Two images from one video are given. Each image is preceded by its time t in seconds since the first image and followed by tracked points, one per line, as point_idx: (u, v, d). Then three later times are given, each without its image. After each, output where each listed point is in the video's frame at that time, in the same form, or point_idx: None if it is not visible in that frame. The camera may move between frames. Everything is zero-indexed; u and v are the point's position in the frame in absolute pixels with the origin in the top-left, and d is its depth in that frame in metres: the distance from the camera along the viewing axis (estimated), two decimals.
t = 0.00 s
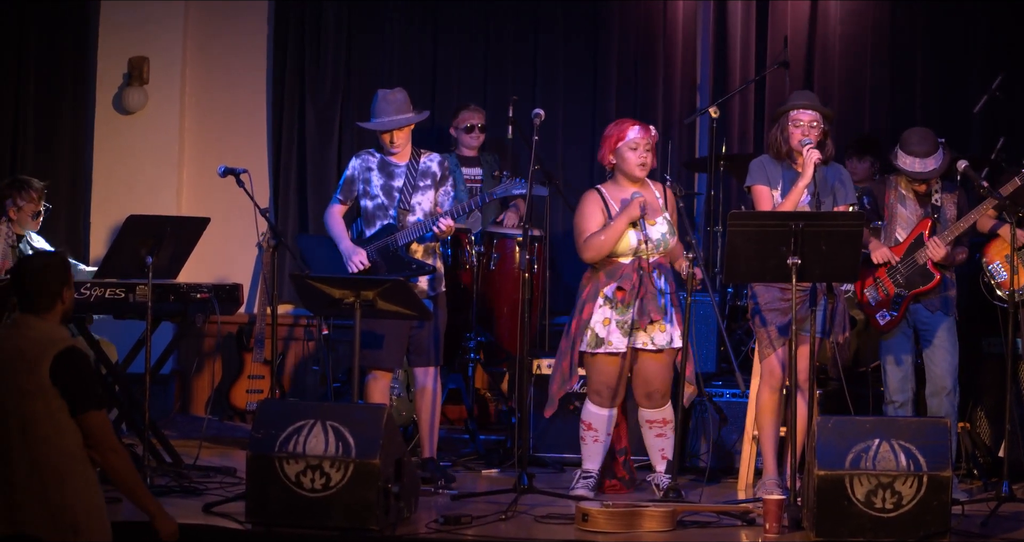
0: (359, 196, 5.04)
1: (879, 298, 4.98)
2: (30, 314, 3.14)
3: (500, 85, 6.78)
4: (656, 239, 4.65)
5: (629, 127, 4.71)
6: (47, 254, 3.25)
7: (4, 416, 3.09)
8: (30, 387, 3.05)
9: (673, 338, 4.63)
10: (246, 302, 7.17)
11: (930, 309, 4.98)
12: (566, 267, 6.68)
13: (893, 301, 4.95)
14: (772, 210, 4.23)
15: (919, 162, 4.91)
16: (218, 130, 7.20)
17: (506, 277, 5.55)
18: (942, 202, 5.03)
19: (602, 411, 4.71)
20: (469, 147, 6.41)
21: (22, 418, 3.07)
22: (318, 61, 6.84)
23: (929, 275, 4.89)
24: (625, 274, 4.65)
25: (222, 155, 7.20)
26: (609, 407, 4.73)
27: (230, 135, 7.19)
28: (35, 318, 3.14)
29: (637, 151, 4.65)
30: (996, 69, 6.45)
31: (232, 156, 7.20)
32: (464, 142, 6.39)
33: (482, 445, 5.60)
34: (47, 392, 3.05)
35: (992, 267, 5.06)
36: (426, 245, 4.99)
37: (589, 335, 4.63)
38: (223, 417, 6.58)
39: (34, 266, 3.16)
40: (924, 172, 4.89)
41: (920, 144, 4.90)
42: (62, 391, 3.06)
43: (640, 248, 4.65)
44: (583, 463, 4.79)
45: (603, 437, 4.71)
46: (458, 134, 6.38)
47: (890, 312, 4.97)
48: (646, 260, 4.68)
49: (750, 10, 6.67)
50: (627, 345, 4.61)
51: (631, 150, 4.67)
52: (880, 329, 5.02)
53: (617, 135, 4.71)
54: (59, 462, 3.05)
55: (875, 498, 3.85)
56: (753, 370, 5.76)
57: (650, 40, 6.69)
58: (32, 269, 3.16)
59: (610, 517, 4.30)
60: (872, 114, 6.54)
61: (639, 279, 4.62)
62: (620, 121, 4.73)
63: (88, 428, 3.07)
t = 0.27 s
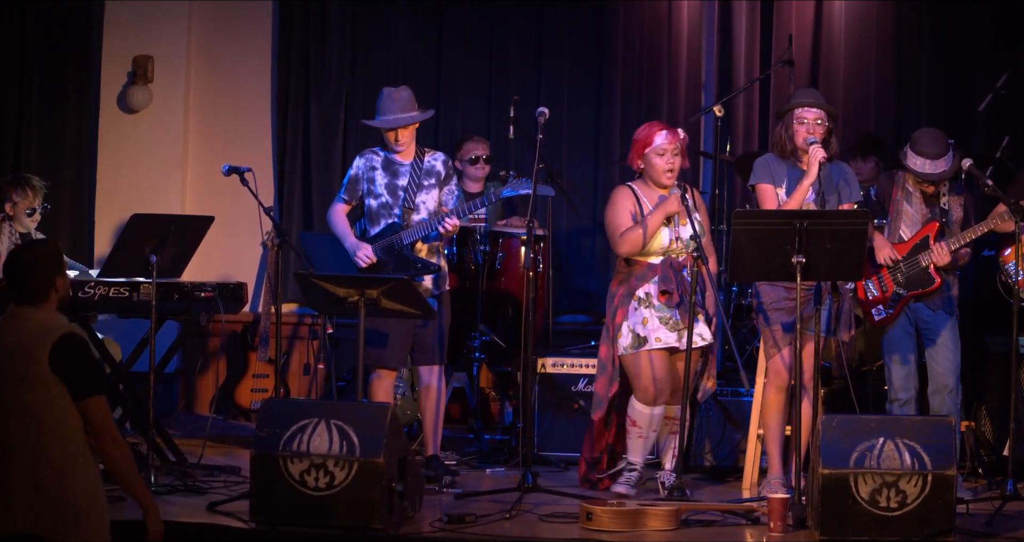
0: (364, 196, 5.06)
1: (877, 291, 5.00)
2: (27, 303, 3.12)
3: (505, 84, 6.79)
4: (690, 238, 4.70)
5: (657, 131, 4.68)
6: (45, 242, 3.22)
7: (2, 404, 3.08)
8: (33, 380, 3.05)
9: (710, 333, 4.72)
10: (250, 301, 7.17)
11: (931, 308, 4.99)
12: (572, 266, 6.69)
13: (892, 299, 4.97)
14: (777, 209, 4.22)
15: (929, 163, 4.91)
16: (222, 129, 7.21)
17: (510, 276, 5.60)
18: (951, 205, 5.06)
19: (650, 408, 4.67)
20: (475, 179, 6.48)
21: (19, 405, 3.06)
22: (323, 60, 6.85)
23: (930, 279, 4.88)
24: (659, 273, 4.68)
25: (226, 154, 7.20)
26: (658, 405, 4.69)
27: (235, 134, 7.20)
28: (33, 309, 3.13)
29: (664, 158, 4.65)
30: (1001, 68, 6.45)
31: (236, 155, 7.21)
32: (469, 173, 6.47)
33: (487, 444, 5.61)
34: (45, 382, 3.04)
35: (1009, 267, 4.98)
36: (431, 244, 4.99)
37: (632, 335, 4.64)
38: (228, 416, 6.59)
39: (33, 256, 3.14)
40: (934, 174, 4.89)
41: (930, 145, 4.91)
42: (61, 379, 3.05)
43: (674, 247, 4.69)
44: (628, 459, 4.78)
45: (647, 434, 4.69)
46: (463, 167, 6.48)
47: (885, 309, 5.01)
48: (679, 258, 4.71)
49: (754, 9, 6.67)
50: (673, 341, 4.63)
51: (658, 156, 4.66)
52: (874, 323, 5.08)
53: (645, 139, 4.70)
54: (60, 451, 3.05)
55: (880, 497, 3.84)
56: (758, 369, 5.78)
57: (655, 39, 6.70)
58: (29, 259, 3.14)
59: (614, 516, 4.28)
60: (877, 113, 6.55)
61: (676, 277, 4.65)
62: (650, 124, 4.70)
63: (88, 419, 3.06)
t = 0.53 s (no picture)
0: (364, 197, 5.06)
1: (876, 285, 5.00)
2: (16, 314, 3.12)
3: (508, 83, 6.79)
4: (687, 238, 4.71)
5: (668, 131, 4.65)
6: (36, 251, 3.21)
7: None
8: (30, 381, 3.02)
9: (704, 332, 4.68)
10: (254, 299, 7.17)
11: (931, 309, 4.98)
12: (575, 265, 6.70)
13: (887, 299, 4.99)
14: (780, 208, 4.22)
15: (937, 168, 4.90)
16: (225, 127, 7.21)
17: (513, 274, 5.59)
18: (954, 210, 5.06)
19: (652, 404, 4.63)
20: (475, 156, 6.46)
21: (9, 415, 3.07)
22: (326, 58, 6.84)
23: (926, 284, 4.90)
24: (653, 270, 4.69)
25: (231, 152, 7.20)
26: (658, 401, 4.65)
27: (239, 133, 7.21)
28: (23, 318, 3.12)
29: (669, 158, 4.63)
30: (1005, 66, 6.45)
31: (239, 154, 7.21)
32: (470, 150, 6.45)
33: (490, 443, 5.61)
34: (30, 392, 3.02)
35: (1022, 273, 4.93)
36: (433, 242, 4.98)
37: (624, 328, 4.65)
38: (231, 415, 6.60)
39: (20, 268, 3.13)
40: (943, 179, 4.88)
41: (938, 149, 4.90)
42: (47, 391, 3.03)
43: (670, 246, 4.71)
44: (635, 459, 4.71)
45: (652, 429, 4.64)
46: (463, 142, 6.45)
47: (881, 307, 5.01)
48: (676, 257, 4.72)
49: (758, 8, 6.67)
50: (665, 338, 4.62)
51: (664, 155, 4.65)
52: (870, 319, 5.07)
53: (654, 137, 4.69)
54: (44, 462, 3.03)
55: (883, 496, 3.83)
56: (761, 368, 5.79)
57: (658, 38, 6.70)
58: (19, 268, 3.14)
59: (617, 515, 4.27)
60: (881, 112, 6.55)
61: (668, 275, 4.65)
62: (661, 122, 4.67)
63: (74, 428, 3.04)
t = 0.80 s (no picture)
0: (364, 198, 5.07)
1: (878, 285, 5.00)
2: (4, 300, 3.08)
3: (510, 81, 6.79)
4: (665, 234, 4.70)
5: (655, 127, 4.64)
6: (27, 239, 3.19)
7: None
8: (27, 375, 3.03)
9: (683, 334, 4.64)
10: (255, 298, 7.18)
11: (932, 308, 4.98)
12: (577, 263, 6.71)
13: (887, 297, 5.00)
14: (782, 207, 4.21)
15: (933, 166, 4.90)
16: (227, 126, 7.21)
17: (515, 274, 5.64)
18: (955, 207, 5.04)
19: (613, 409, 4.72)
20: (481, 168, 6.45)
21: None
22: (328, 57, 6.84)
23: (927, 282, 4.90)
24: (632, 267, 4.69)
25: (232, 151, 7.21)
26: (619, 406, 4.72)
27: (240, 132, 7.21)
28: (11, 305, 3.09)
29: (654, 154, 4.60)
30: (1007, 65, 6.45)
31: (241, 152, 7.20)
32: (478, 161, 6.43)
33: (491, 442, 5.62)
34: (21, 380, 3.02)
35: None
36: (434, 241, 4.96)
37: (598, 327, 4.67)
38: (232, 414, 6.60)
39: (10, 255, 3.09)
40: (937, 178, 4.89)
41: (934, 148, 4.90)
42: (38, 379, 3.03)
43: (648, 243, 4.71)
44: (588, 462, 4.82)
45: (608, 436, 4.72)
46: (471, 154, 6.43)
47: (884, 306, 5.01)
48: (654, 255, 4.73)
49: (760, 7, 6.68)
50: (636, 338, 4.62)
51: (648, 151, 4.63)
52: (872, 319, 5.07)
53: (641, 133, 4.68)
54: (33, 449, 3.02)
55: (884, 495, 3.83)
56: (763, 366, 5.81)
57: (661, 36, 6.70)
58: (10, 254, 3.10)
59: (618, 514, 4.27)
60: (883, 111, 6.56)
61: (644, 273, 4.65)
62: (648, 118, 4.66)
63: (63, 417, 3.04)
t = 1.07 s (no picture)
0: (365, 198, 5.07)
1: (880, 287, 5.03)
2: None
3: (511, 81, 6.78)
4: (633, 232, 4.65)
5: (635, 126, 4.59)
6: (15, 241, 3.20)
7: None
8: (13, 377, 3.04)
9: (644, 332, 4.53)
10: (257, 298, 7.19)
11: (934, 307, 4.99)
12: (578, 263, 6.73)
13: (891, 298, 5.01)
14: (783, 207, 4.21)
15: (932, 167, 4.89)
16: (228, 126, 7.21)
17: (518, 273, 5.69)
18: (956, 206, 5.03)
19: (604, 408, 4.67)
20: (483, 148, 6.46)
21: None
22: (329, 57, 6.84)
23: (928, 282, 4.89)
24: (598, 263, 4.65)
25: (233, 151, 7.21)
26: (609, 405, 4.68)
27: (242, 132, 7.21)
28: None
29: (632, 153, 4.56)
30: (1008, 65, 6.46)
31: (242, 152, 7.21)
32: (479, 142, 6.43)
33: (493, 441, 5.63)
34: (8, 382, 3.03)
35: None
36: (435, 241, 4.96)
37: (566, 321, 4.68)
38: (233, 413, 6.61)
39: None
40: (937, 178, 4.88)
41: (933, 148, 4.88)
42: (24, 381, 3.04)
43: (617, 239, 4.66)
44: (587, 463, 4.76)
45: (601, 434, 4.67)
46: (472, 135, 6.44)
47: (885, 306, 5.04)
48: (624, 252, 4.66)
49: (761, 7, 6.70)
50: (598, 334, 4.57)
51: (626, 149, 4.58)
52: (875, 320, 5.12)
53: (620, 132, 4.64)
54: (16, 451, 3.04)
55: (886, 495, 3.83)
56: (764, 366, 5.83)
57: (662, 36, 6.71)
58: None
59: (620, 513, 4.27)
60: (884, 110, 6.57)
61: (609, 268, 4.60)
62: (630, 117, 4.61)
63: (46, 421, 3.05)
